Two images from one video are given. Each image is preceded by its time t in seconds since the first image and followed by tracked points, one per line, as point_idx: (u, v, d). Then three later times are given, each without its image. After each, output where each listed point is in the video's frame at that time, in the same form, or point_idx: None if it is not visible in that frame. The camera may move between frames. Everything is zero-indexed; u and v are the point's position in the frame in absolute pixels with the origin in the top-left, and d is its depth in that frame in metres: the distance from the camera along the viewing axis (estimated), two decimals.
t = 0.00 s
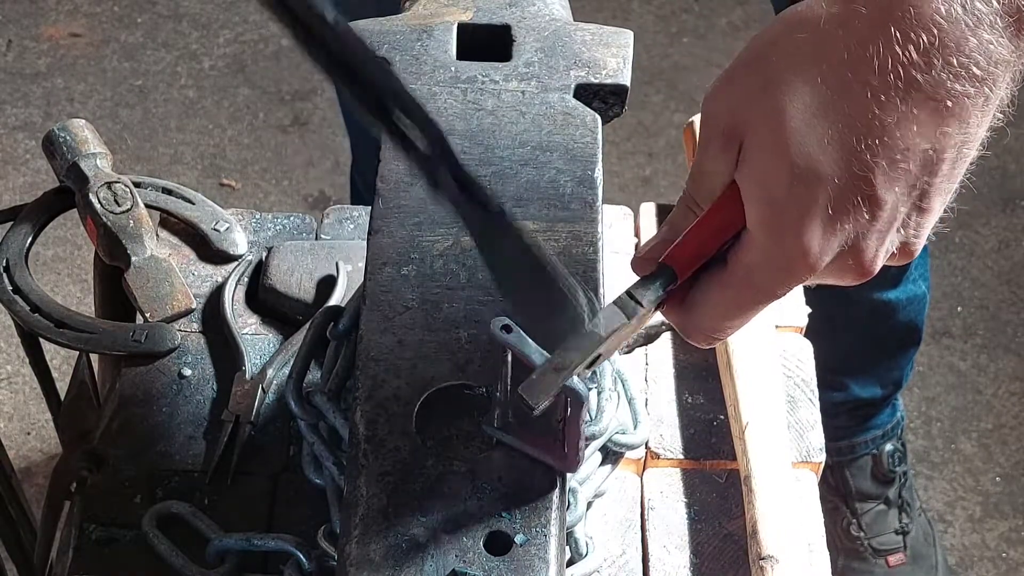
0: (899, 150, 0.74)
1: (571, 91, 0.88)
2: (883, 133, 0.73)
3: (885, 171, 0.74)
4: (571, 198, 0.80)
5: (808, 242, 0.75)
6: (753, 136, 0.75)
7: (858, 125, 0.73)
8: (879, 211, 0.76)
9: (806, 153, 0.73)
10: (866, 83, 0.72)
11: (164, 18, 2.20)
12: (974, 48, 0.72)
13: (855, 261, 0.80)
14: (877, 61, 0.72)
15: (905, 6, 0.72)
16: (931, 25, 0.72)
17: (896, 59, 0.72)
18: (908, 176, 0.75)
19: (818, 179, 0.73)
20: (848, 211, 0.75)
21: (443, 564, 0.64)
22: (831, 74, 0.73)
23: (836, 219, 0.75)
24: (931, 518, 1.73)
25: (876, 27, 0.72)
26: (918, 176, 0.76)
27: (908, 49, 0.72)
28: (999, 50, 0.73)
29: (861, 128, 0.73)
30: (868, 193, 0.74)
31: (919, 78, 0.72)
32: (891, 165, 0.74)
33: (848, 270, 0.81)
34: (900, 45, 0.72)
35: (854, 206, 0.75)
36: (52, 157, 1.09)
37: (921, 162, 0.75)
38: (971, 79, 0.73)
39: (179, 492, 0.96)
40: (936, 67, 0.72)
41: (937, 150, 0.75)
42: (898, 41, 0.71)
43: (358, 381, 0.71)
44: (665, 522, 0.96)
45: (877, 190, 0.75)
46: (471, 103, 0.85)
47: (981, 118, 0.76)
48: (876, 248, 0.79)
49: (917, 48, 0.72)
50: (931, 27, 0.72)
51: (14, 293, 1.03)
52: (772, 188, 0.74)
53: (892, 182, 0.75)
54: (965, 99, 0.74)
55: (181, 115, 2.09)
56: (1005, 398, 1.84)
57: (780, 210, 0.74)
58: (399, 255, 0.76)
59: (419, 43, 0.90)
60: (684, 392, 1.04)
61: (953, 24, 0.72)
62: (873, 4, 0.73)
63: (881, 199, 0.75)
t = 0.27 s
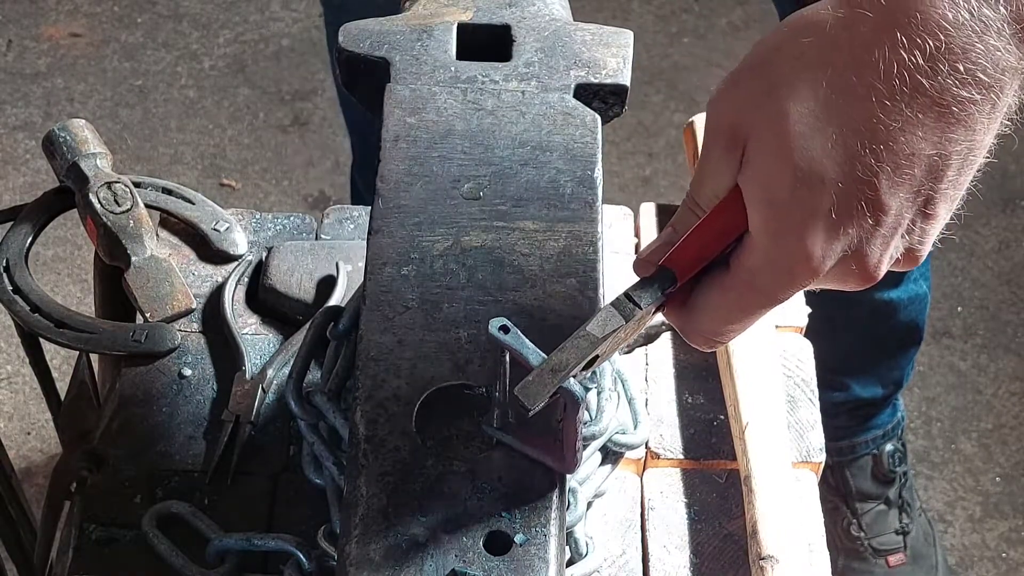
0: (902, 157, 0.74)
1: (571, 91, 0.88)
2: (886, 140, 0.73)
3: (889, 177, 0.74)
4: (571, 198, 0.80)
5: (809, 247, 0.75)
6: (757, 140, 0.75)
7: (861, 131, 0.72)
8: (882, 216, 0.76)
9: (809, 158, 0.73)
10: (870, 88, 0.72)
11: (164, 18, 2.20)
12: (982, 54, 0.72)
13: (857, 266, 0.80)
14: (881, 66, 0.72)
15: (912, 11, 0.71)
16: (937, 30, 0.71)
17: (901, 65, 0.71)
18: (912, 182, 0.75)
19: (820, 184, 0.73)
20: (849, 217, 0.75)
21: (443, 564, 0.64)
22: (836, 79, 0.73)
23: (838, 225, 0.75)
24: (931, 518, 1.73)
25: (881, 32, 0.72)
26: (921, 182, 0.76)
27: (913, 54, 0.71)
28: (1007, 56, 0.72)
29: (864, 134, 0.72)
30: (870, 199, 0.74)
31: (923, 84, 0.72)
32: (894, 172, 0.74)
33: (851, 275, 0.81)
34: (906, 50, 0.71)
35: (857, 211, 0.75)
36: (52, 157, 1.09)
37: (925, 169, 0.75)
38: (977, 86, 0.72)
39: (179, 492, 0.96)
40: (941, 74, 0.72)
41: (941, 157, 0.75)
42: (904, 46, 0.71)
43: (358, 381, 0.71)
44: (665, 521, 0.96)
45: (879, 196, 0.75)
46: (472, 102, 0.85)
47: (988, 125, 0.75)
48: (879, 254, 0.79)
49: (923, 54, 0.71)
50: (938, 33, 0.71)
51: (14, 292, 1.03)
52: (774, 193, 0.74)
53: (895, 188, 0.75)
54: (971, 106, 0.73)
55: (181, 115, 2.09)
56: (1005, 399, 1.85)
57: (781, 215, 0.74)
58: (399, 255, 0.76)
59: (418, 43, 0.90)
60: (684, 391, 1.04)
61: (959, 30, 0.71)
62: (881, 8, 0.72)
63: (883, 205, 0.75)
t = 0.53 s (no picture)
0: (906, 164, 0.73)
1: (570, 91, 0.88)
2: (890, 147, 0.72)
3: (892, 184, 0.74)
4: (571, 198, 0.80)
5: (810, 253, 0.75)
6: (762, 144, 0.75)
7: (864, 138, 0.72)
8: (885, 223, 0.76)
9: (811, 164, 0.73)
10: (874, 95, 0.72)
11: (164, 18, 2.20)
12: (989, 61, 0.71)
13: (860, 271, 0.80)
14: (887, 72, 0.71)
15: (919, 17, 0.70)
16: (944, 36, 0.70)
17: (906, 72, 0.71)
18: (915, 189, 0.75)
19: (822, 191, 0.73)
20: (853, 224, 0.75)
21: (443, 564, 0.64)
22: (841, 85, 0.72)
23: (840, 231, 0.75)
24: (931, 518, 1.73)
25: (887, 38, 0.71)
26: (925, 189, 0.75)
27: (919, 61, 0.71)
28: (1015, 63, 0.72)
29: (868, 141, 0.72)
30: (873, 206, 0.74)
31: (928, 91, 0.71)
32: (898, 178, 0.74)
33: (854, 279, 0.81)
34: (912, 57, 0.71)
35: (860, 218, 0.75)
36: (52, 157, 1.09)
37: (929, 176, 0.75)
38: (983, 93, 0.72)
39: (179, 492, 0.96)
40: (947, 81, 0.71)
41: (945, 164, 0.74)
42: (910, 53, 0.71)
43: (358, 381, 0.71)
44: (665, 521, 0.96)
45: (882, 203, 0.75)
46: (472, 103, 0.85)
47: (994, 131, 0.75)
48: (882, 259, 0.79)
49: (929, 61, 0.71)
50: (944, 39, 0.70)
51: (14, 292, 1.03)
52: (777, 199, 0.74)
53: (898, 194, 0.75)
54: (976, 113, 0.73)
55: (181, 115, 2.09)
56: (1005, 399, 1.85)
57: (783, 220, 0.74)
58: (399, 255, 0.76)
59: (418, 43, 0.90)
60: (684, 391, 1.04)
61: (967, 37, 0.70)
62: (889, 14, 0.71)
63: (886, 211, 0.75)
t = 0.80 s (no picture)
0: (907, 165, 0.73)
1: (571, 91, 0.88)
2: (891, 149, 0.72)
3: (894, 186, 0.74)
4: (571, 198, 0.80)
5: (809, 255, 0.75)
6: (763, 147, 0.76)
7: (866, 139, 0.72)
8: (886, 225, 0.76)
9: (810, 166, 0.73)
10: (876, 96, 0.71)
11: (164, 18, 2.20)
12: (992, 63, 0.70)
13: (860, 274, 0.80)
14: (888, 75, 0.71)
15: (921, 20, 0.70)
16: (946, 38, 0.69)
17: (908, 74, 0.70)
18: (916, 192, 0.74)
19: (822, 194, 0.73)
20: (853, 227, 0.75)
21: (443, 564, 0.64)
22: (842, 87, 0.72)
23: (839, 234, 0.75)
24: (931, 518, 1.73)
25: (889, 40, 0.70)
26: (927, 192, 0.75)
27: (920, 63, 0.70)
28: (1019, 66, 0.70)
29: (870, 143, 0.72)
30: (873, 208, 0.74)
31: (930, 94, 0.71)
32: (899, 181, 0.73)
33: (856, 281, 0.81)
34: (912, 59, 0.70)
35: (860, 221, 0.75)
36: (52, 157, 1.09)
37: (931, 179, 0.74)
38: (985, 96, 0.71)
39: (179, 492, 0.96)
40: (949, 83, 0.70)
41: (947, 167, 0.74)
42: (911, 55, 0.70)
43: (358, 382, 0.71)
44: (665, 521, 0.96)
45: (882, 205, 0.74)
46: (472, 103, 0.85)
47: (997, 135, 0.74)
48: (883, 262, 0.79)
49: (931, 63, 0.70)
50: (946, 41, 0.69)
51: (14, 293, 1.03)
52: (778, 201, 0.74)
53: (899, 197, 0.74)
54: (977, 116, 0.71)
55: (181, 115, 2.09)
56: (1005, 399, 1.85)
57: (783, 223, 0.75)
58: (399, 256, 0.76)
59: (418, 43, 0.90)
60: (684, 391, 1.04)
61: (968, 39, 0.69)
62: (891, 16, 0.71)
63: (887, 215, 0.75)
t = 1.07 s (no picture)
0: (906, 165, 0.73)
1: (570, 91, 0.88)
2: (890, 149, 0.72)
3: (893, 186, 0.74)
4: (571, 198, 0.80)
5: (808, 254, 0.75)
6: (762, 147, 0.75)
7: (865, 138, 0.72)
8: (886, 225, 0.76)
9: (809, 165, 0.73)
10: (876, 96, 0.71)
11: (164, 18, 2.20)
12: (990, 62, 0.71)
13: (859, 274, 0.80)
14: (888, 74, 0.71)
15: (919, 19, 0.70)
16: (944, 37, 0.70)
17: (907, 73, 0.70)
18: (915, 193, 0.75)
19: (822, 194, 0.73)
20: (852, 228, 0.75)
21: (443, 564, 0.64)
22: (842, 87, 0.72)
23: (839, 234, 0.75)
24: (931, 518, 1.73)
25: (888, 39, 0.71)
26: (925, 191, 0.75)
27: (919, 62, 0.70)
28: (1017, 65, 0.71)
29: (870, 142, 0.72)
30: (872, 208, 0.74)
31: (929, 92, 0.71)
32: (899, 181, 0.74)
33: (855, 282, 0.81)
34: (911, 58, 0.70)
35: (860, 222, 0.75)
36: (52, 157, 1.09)
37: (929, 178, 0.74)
38: (983, 95, 0.71)
39: (179, 492, 0.96)
40: (948, 82, 0.71)
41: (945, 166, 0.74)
42: (909, 54, 0.70)
43: (358, 382, 0.71)
44: (665, 521, 0.96)
45: (882, 205, 0.74)
46: (472, 102, 0.85)
47: (995, 134, 0.74)
48: (882, 262, 0.79)
49: (930, 61, 0.70)
50: (944, 40, 0.70)
51: (14, 293, 1.03)
52: (777, 202, 0.74)
53: (898, 196, 0.75)
54: (976, 115, 0.72)
55: (181, 115, 2.09)
56: (1005, 398, 1.85)
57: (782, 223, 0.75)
58: (399, 256, 0.76)
59: (418, 43, 0.90)
60: (684, 391, 1.04)
61: (967, 38, 0.70)
62: (889, 16, 0.71)
63: (886, 215, 0.75)
